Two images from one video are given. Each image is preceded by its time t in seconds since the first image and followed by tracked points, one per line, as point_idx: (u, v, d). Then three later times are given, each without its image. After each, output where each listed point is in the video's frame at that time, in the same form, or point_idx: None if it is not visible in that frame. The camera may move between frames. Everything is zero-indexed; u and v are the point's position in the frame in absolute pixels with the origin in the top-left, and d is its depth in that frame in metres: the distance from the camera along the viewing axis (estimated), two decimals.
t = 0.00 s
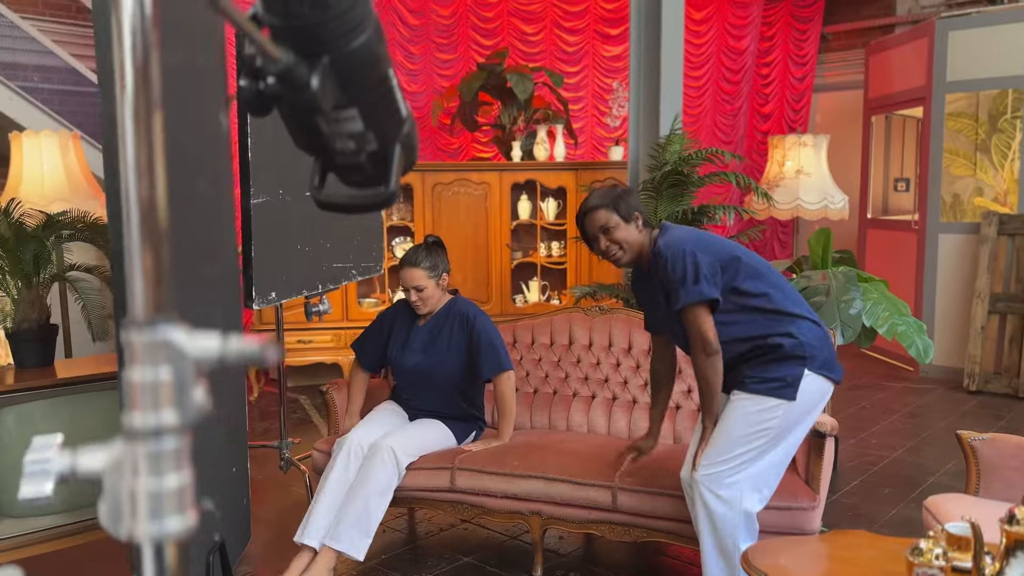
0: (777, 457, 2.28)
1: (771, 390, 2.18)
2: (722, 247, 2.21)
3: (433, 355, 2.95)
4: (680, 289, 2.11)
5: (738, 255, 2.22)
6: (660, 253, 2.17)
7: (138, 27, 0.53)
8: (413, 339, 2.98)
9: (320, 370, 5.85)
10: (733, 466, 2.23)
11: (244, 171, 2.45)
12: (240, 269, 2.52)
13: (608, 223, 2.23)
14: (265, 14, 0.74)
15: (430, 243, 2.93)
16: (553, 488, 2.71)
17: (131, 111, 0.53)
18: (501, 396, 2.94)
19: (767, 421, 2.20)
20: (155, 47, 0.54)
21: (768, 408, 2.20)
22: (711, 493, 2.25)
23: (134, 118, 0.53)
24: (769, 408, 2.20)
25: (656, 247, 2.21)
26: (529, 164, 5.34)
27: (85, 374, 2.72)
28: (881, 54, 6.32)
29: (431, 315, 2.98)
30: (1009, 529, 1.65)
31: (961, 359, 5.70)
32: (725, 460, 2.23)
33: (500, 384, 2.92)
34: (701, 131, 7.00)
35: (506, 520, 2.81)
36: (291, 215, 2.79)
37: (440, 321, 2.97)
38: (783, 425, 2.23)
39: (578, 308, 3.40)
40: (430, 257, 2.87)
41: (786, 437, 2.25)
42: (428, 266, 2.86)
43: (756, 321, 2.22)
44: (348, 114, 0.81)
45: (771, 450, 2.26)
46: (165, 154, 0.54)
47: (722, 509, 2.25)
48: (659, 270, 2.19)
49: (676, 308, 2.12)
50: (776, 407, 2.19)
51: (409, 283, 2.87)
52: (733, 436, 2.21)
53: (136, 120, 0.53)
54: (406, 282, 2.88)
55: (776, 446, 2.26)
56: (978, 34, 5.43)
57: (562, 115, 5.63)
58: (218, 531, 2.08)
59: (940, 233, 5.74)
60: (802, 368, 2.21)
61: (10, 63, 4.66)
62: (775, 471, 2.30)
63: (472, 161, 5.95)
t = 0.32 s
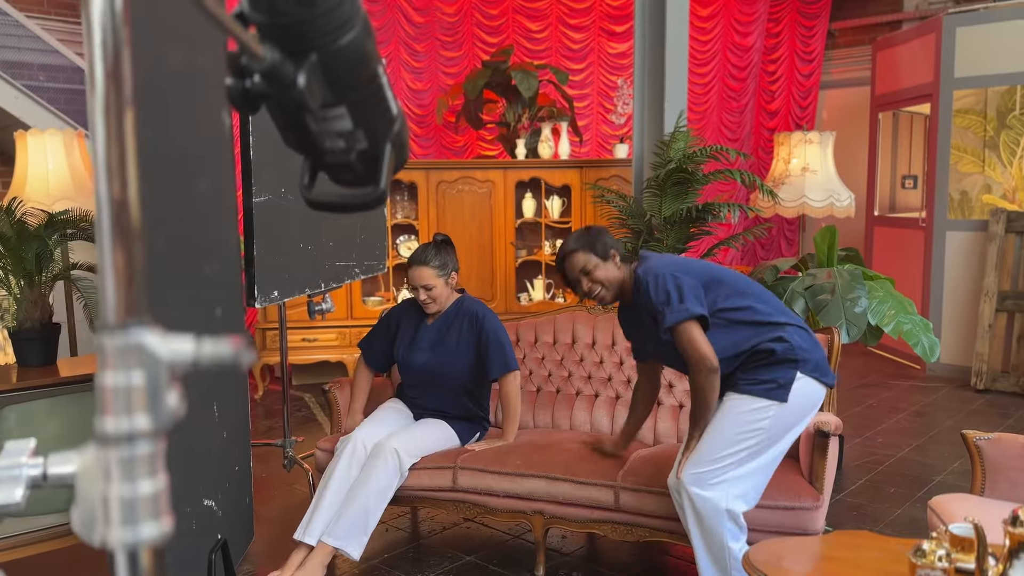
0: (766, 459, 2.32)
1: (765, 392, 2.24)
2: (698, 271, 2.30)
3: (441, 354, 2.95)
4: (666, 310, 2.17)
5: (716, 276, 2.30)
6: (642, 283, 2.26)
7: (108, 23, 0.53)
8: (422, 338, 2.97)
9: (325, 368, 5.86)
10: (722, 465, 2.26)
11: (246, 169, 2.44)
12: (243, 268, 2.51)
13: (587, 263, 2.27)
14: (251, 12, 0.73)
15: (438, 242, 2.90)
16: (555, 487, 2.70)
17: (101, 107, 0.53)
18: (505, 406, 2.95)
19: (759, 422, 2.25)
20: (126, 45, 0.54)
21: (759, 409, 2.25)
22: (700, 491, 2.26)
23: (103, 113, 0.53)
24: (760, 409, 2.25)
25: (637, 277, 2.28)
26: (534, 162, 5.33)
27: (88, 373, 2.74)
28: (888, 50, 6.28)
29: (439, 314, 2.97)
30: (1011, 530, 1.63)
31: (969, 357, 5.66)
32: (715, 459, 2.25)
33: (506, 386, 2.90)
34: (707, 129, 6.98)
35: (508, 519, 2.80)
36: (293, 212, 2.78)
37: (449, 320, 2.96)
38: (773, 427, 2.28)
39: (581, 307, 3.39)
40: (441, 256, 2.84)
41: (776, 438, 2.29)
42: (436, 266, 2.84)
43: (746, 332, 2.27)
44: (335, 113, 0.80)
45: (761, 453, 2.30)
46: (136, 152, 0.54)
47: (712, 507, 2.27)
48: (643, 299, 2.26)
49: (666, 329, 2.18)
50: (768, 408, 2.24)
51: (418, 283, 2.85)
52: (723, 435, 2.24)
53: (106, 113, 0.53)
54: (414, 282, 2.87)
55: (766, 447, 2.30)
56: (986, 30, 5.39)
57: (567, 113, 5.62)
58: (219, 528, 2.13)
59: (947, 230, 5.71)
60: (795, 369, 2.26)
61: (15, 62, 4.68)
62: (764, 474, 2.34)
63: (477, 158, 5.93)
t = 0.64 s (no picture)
0: (744, 460, 2.38)
1: (745, 397, 2.32)
2: (676, 293, 2.40)
3: (436, 362, 2.91)
4: (649, 330, 2.25)
5: (692, 297, 2.40)
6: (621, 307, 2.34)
7: (103, 21, 0.53)
8: (414, 348, 2.93)
9: (330, 366, 5.86)
10: (700, 468, 2.32)
11: (250, 167, 2.43)
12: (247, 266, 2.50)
13: (563, 304, 2.37)
14: (250, 7, 0.71)
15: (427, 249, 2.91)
16: (560, 484, 2.70)
17: (97, 105, 0.53)
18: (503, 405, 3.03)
19: (739, 425, 2.31)
20: (122, 42, 0.54)
21: (740, 413, 2.31)
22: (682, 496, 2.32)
23: (99, 111, 0.53)
24: (741, 413, 2.31)
25: (616, 301, 2.37)
26: (538, 159, 5.32)
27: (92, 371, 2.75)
28: (894, 45, 6.24)
29: (430, 321, 2.92)
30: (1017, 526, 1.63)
31: (975, 353, 5.64)
32: (693, 463, 2.31)
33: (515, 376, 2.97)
34: (711, 125, 6.96)
35: (513, 516, 2.80)
36: (297, 209, 2.78)
37: (441, 327, 2.91)
38: (754, 431, 2.34)
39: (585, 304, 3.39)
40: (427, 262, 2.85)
41: (756, 440, 2.34)
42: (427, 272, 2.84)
43: (727, 346, 2.36)
44: (336, 108, 0.79)
45: (740, 456, 2.36)
46: (132, 150, 0.54)
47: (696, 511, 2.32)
48: (627, 326, 2.34)
49: (652, 347, 2.25)
50: (748, 412, 2.31)
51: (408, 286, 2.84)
52: (699, 439, 2.30)
53: (103, 111, 0.53)
54: (406, 285, 2.85)
55: (745, 449, 2.35)
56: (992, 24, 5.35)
57: (571, 110, 5.63)
58: (224, 526, 2.14)
59: (954, 226, 5.68)
60: (775, 378, 2.34)
61: (19, 61, 4.70)
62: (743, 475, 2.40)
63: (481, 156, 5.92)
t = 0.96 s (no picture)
0: (730, 462, 2.41)
1: (735, 403, 2.35)
2: (674, 299, 2.41)
3: (423, 366, 2.89)
4: (648, 334, 2.26)
5: (689, 305, 2.41)
6: (622, 310, 2.35)
7: (107, 20, 0.53)
8: (402, 351, 2.91)
9: (334, 364, 5.87)
10: (690, 470, 2.33)
11: (254, 166, 2.43)
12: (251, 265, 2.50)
13: (562, 303, 2.36)
14: (254, 5, 0.70)
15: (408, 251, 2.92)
16: (565, 482, 2.69)
17: (101, 105, 0.53)
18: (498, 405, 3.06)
19: (728, 429, 2.34)
20: (126, 41, 0.54)
21: (729, 418, 2.34)
22: (673, 498, 2.32)
23: (102, 109, 0.53)
24: (730, 417, 2.34)
25: (616, 304, 2.38)
26: (543, 156, 5.31)
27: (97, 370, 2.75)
28: (899, 40, 6.21)
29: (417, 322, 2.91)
30: None
31: (981, 349, 5.62)
32: (682, 465, 2.32)
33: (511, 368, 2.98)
34: (715, 121, 6.93)
35: (518, 514, 2.80)
36: (301, 208, 2.78)
37: (428, 329, 2.89)
38: (740, 436, 2.37)
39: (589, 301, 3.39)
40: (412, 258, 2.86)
41: (743, 444, 2.37)
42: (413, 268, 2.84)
43: (716, 354, 2.40)
44: (340, 106, 0.79)
45: (727, 460, 2.39)
46: (137, 149, 0.54)
47: (691, 511, 2.32)
48: (626, 327, 2.34)
49: (648, 352, 2.27)
50: (737, 417, 2.35)
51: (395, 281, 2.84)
52: (689, 442, 2.32)
53: (107, 111, 0.52)
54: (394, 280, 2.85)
55: (732, 453, 2.38)
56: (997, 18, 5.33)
57: (574, 107, 5.62)
58: (230, 525, 2.15)
59: (959, 222, 5.66)
60: (762, 387, 2.39)
61: (23, 60, 4.70)
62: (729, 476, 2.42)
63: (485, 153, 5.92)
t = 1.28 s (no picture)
0: (739, 465, 2.45)
1: (747, 406, 2.47)
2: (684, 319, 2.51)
3: (424, 352, 2.89)
4: (675, 343, 2.34)
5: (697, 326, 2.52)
6: (644, 326, 2.41)
7: (115, 19, 0.53)
8: (406, 335, 2.92)
9: (340, 363, 5.87)
10: (704, 461, 2.36)
11: (259, 165, 2.44)
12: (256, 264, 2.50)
13: (581, 329, 2.35)
14: (260, 5, 0.70)
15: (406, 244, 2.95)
16: (571, 481, 2.69)
17: (110, 105, 0.53)
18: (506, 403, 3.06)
19: (741, 430, 2.42)
20: (133, 40, 0.54)
21: (742, 420, 2.44)
22: (686, 484, 2.33)
23: (111, 107, 0.53)
24: (742, 420, 2.44)
25: (634, 321, 2.44)
26: (547, 154, 5.30)
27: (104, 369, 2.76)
28: (903, 36, 6.18)
29: (424, 310, 2.92)
30: None
31: (987, 346, 5.60)
32: (697, 455, 2.36)
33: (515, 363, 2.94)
34: (720, 118, 6.92)
35: (524, 512, 2.79)
36: (306, 207, 2.78)
37: (432, 315, 2.91)
38: (751, 440, 2.44)
39: (595, 298, 3.38)
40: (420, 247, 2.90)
41: (753, 446, 2.44)
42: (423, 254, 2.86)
43: (726, 369, 2.50)
44: (347, 106, 0.78)
45: (736, 462, 2.43)
46: (145, 150, 0.54)
47: (704, 504, 2.32)
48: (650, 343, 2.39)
49: (674, 360, 2.33)
50: (749, 420, 2.44)
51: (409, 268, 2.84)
52: (704, 434, 2.39)
53: (114, 111, 0.52)
54: (406, 267, 2.86)
55: (742, 456, 2.43)
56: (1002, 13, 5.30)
57: (578, 105, 5.61)
58: (237, 524, 2.15)
59: (964, 218, 5.64)
60: (769, 397, 2.52)
61: (28, 61, 4.72)
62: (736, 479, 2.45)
63: (489, 151, 5.91)
